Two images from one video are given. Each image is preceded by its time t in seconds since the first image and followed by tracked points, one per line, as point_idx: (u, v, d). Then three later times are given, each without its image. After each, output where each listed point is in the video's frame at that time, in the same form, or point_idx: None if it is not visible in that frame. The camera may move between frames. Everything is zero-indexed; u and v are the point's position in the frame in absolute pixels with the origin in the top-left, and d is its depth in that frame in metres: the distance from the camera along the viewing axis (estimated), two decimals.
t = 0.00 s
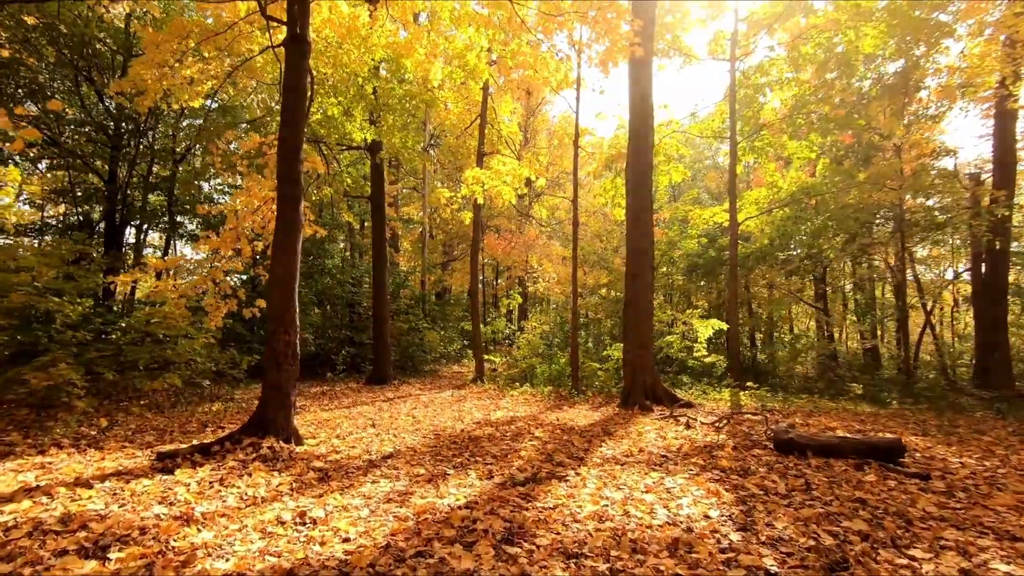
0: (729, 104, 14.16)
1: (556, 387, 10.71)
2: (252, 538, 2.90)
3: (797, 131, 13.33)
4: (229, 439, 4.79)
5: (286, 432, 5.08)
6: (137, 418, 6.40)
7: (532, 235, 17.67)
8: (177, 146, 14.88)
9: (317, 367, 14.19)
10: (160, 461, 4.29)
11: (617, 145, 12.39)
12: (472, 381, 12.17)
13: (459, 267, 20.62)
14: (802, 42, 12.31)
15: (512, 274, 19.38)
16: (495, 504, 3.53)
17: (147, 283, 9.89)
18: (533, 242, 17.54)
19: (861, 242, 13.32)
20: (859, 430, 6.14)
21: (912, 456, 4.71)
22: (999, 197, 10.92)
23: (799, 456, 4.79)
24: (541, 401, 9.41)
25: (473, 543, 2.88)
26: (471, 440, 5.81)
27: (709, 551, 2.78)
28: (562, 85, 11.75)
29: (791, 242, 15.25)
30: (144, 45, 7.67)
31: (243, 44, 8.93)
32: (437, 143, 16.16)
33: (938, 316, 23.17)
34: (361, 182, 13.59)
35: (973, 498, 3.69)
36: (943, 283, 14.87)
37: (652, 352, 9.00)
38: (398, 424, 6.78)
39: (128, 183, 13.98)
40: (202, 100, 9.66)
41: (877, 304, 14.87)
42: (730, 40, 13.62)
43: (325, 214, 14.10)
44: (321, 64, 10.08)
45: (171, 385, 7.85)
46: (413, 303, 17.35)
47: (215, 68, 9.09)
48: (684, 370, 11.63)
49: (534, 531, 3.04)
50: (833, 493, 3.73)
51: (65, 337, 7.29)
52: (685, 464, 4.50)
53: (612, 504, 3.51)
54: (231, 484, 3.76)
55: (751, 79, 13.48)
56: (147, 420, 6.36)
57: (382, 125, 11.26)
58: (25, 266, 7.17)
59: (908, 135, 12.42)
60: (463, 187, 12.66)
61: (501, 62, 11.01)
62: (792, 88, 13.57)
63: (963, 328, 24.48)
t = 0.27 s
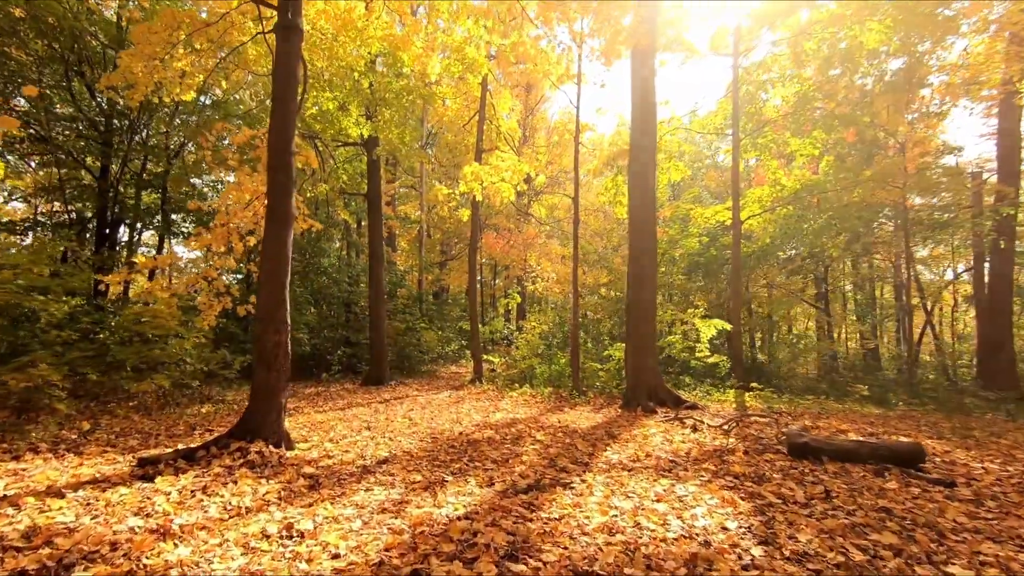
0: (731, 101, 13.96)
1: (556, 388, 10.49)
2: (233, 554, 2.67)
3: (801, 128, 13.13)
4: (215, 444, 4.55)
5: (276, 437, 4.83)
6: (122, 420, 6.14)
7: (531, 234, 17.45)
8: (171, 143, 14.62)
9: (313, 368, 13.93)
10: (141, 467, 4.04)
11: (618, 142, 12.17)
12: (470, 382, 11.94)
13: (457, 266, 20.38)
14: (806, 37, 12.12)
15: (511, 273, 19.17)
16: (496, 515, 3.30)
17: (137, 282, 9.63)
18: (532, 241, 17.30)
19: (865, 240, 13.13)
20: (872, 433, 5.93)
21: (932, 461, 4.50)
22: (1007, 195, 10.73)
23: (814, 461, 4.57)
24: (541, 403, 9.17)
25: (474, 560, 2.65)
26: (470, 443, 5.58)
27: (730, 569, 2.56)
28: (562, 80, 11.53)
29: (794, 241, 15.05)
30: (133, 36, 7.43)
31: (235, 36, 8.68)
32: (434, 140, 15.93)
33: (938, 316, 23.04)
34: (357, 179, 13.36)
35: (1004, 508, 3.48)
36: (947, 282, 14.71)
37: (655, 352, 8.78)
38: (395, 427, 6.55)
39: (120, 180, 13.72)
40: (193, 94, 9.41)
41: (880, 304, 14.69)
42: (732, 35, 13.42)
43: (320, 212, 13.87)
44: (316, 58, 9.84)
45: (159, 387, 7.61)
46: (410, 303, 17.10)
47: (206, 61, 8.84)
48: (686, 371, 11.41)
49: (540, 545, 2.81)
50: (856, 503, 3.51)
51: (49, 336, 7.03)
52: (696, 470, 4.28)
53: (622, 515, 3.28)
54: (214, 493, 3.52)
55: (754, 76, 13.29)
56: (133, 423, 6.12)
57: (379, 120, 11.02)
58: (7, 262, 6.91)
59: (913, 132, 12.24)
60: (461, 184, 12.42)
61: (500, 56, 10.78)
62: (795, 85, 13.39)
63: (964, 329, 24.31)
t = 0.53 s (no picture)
0: (734, 97, 13.74)
1: (557, 389, 10.26)
2: None
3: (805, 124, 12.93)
4: (200, 450, 4.30)
5: (265, 443, 4.59)
6: (106, 424, 5.89)
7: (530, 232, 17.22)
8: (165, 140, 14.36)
9: (308, 369, 13.67)
10: (120, 476, 3.80)
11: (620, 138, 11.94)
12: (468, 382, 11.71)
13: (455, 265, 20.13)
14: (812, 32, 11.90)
15: (510, 272, 18.94)
16: (498, 529, 3.06)
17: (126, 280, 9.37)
18: (531, 240, 17.08)
19: (869, 239, 12.91)
20: (887, 437, 5.70)
21: (956, 468, 4.27)
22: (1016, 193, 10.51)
23: (832, 467, 4.35)
24: (542, 405, 8.93)
25: None
26: (468, 448, 5.33)
27: None
28: (563, 75, 11.31)
29: (797, 239, 14.84)
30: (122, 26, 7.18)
31: (228, 27, 8.43)
32: (432, 137, 15.69)
33: (939, 316, 22.87)
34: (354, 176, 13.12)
35: None
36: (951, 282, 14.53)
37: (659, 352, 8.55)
38: (391, 430, 6.32)
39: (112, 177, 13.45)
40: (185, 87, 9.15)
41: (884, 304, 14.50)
42: (736, 30, 13.19)
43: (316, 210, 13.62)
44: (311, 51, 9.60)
45: (147, 388, 7.36)
46: (408, 303, 16.84)
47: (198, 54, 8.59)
48: (689, 371, 11.19)
49: (547, 565, 2.58)
50: (883, 515, 3.28)
51: (32, 337, 6.78)
52: (709, 479, 4.05)
53: (633, 529, 3.05)
54: (196, 504, 3.29)
55: (757, 71, 13.09)
56: (118, 427, 5.88)
57: (376, 115, 10.78)
58: None
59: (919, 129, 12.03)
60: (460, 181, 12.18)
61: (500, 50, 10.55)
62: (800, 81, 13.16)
63: (966, 329, 24.13)
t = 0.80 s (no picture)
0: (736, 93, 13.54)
1: (557, 390, 10.03)
2: None
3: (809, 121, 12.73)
4: (182, 456, 4.07)
5: (253, 448, 4.36)
6: (88, 428, 5.66)
7: (529, 231, 16.97)
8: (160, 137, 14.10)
9: (303, 370, 13.43)
10: (94, 484, 3.57)
11: (621, 134, 11.73)
12: (467, 383, 11.47)
13: (453, 265, 19.90)
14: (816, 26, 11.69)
15: (509, 272, 18.70)
16: (497, 543, 2.83)
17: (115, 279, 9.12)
18: (530, 239, 16.85)
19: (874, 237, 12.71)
20: (902, 440, 5.48)
21: (980, 474, 4.05)
22: None
23: (849, 473, 4.13)
24: (542, 407, 8.70)
25: None
26: (466, 452, 5.11)
27: None
28: (563, 69, 11.09)
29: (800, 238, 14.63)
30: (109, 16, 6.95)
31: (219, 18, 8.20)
32: (430, 134, 15.46)
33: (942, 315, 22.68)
34: (350, 173, 12.88)
35: None
36: (956, 281, 14.32)
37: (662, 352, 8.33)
38: (386, 433, 6.09)
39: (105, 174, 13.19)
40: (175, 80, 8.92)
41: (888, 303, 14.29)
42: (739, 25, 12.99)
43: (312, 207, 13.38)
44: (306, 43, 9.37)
45: (134, 390, 7.12)
46: (406, 302, 16.60)
47: (189, 45, 8.35)
48: (692, 372, 10.97)
49: None
50: (910, 526, 3.06)
51: (13, 337, 6.54)
52: (720, 486, 3.82)
53: (643, 544, 2.83)
54: (171, 516, 3.06)
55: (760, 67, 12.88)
56: (100, 430, 5.64)
57: (372, 110, 10.55)
58: None
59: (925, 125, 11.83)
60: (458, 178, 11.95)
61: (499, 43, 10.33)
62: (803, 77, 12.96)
63: (968, 329, 23.95)
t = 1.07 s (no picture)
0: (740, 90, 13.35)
1: (558, 394, 9.80)
2: None
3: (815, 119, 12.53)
4: (167, 467, 3.87)
5: (243, 456, 4.17)
6: (74, 435, 5.45)
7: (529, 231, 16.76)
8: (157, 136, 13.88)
9: (301, 372, 13.21)
10: (71, 498, 3.37)
11: (624, 132, 11.52)
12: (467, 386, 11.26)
13: (454, 265, 19.68)
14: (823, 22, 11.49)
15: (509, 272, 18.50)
16: (498, 566, 2.62)
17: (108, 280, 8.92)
18: (532, 239, 16.64)
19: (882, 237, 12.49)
20: (920, 447, 5.26)
21: (1009, 486, 3.83)
22: None
23: (869, 484, 3.92)
24: (544, 411, 8.49)
25: None
26: (467, 460, 4.89)
27: None
28: (565, 66, 10.89)
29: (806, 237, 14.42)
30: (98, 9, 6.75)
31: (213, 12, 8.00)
32: (430, 132, 15.27)
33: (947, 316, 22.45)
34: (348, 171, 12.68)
35: None
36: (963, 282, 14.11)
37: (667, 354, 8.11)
38: (383, 439, 5.89)
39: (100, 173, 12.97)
40: (169, 76, 8.72)
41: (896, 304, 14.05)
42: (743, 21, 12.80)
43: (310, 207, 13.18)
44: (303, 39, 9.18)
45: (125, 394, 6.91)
46: (406, 303, 16.39)
47: (183, 40, 8.15)
48: (697, 374, 10.75)
49: None
50: (942, 545, 2.85)
51: None
52: (735, 499, 3.62)
53: (656, 565, 2.62)
54: (149, 534, 2.85)
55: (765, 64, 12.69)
56: (86, 436, 5.43)
57: (371, 107, 10.36)
58: None
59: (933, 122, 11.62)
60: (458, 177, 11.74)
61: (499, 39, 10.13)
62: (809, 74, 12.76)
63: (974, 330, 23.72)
